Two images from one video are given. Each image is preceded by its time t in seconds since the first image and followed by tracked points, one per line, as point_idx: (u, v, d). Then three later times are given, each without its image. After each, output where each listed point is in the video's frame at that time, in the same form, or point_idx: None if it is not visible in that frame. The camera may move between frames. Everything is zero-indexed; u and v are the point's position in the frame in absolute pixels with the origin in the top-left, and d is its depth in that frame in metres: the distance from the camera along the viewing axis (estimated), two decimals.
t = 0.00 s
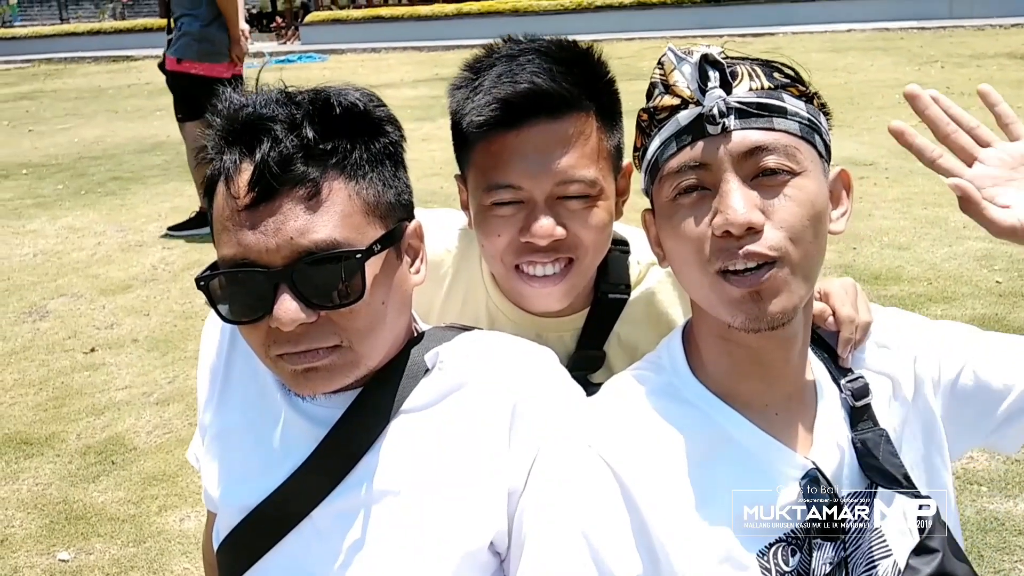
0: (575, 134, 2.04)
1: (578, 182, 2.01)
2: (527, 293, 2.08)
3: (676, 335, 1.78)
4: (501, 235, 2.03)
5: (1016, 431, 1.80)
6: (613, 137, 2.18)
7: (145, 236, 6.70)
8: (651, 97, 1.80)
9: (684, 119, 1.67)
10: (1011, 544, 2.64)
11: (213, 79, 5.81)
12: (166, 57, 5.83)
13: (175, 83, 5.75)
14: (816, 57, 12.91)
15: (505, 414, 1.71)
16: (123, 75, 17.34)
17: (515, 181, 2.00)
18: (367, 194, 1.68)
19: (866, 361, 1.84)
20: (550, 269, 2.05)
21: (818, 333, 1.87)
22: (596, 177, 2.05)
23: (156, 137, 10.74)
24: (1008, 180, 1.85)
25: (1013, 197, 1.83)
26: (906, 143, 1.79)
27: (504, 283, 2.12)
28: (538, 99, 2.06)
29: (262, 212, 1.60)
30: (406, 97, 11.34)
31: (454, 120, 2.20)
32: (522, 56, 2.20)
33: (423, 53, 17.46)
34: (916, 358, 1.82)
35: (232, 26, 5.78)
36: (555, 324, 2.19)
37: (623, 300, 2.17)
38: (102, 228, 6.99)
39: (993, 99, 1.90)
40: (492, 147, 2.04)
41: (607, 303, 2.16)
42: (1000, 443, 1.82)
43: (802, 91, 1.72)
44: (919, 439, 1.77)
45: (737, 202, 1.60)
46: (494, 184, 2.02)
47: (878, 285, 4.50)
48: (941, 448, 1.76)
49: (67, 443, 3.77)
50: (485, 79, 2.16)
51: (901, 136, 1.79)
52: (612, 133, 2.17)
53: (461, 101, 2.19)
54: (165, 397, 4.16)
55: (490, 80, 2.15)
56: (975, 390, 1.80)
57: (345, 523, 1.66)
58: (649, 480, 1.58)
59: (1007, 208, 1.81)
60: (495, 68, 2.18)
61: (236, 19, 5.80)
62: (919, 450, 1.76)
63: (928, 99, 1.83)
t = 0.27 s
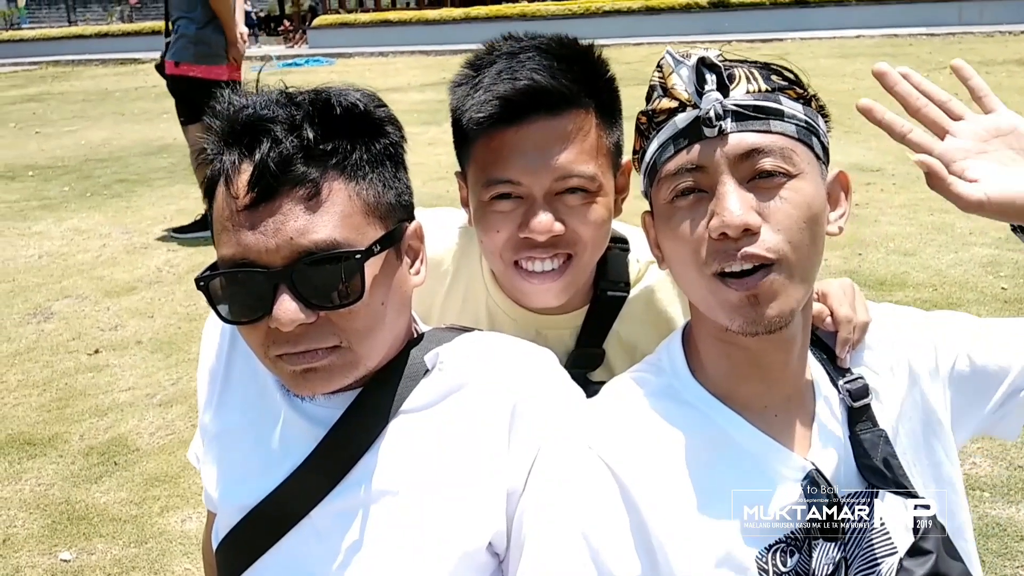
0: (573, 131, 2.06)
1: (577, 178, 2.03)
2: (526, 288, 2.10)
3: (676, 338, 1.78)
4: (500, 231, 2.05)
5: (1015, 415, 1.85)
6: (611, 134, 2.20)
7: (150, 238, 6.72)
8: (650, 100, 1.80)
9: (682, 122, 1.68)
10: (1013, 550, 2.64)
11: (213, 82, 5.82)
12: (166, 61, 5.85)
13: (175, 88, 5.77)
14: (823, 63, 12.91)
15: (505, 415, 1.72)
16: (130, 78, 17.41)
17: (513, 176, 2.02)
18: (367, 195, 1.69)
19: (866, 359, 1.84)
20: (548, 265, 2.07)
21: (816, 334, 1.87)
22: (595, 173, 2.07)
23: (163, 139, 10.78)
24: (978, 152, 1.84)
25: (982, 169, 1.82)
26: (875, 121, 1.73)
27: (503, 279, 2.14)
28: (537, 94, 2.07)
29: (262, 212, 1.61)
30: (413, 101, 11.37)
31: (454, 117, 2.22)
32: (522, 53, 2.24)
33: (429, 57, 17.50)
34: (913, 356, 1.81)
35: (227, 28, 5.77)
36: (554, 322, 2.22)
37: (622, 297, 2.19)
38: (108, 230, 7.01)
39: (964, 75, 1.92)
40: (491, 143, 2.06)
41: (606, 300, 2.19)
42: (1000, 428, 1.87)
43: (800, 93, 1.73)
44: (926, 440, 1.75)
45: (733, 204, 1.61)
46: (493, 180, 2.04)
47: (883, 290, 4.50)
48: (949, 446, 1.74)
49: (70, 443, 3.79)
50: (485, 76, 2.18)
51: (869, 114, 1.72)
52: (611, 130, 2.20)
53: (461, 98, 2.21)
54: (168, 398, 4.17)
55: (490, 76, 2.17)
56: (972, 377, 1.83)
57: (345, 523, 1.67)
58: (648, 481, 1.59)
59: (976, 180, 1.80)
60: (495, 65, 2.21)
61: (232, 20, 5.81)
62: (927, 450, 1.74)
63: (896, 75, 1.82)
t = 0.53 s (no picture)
0: (572, 123, 2.10)
1: (575, 170, 2.07)
2: (524, 280, 2.13)
3: (675, 339, 1.79)
4: (498, 222, 2.09)
5: (1011, 405, 1.86)
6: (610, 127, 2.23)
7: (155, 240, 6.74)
8: (647, 103, 1.81)
9: (679, 125, 1.69)
10: (1014, 554, 2.63)
11: (213, 83, 5.83)
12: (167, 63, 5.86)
13: (176, 91, 5.79)
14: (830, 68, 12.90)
15: (505, 415, 1.72)
16: (138, 81, 17.47)
17: (513, 168, 2.05)
18: (366, 195, 1.70)
19: (864, 359, 1.84)
20: (546, 256, 2.11)
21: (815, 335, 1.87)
22: (593, 165, 2.10)
23: (170, 142, 10.82)
24: (969, 130, 1.82)
25: (969, 146, 1.80)
26: (875, 85, 1.78)
27: (501, 271, 2.17)
28: (536, 87, 2.10)
29: (261, 213, 1.62)
30: (419, 105, 11.39)
31: (454, 109, 2.26)
32: (522, 46, 2.27)
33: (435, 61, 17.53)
34: (909, 355, 1.81)
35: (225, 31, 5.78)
36: (551, 317, 2.25)
37: (619, 292, 2.22)
38: (113, 232, 7.04)
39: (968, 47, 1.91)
40: (491, 134, 2.10)
41: (604, 294, 2.22)
42: (997, 421, 1.88)
43: (797, 94, 1.74)
44: (924, 438, 1.75)
45: (730, 206, 1.63)
46: (492, 171, 2.08)
47: (887, 295, 4.50)
48: (948, 442, 1.74)
49: (73, 444, 3.80)
50: (485, 68, 2.22)
51: (871, 79, 1.77)
52: (609, 123, 2.23)
53: (461, 90, 2.25)
54: (172, 400, 4.19)
55: (490, 68, 2.21)
56: (967, 372, 1.84)
57: (344, 523, 1.67)
58: (647, 481, 1.59)
59: (959, 158, 1.78)
60: (496, 58, 2.24)
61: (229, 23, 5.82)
62: (926, 449, 1.74)
63: (901, 44, 1.85)
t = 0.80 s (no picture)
0: (569, 111, 2.15)
1: (572, 157, 2.12)
2: (522, 267, 2.18)
3: (676, 340, 1.78)
4: (497, 209, 2.14)
5: (1010, 401, 1.83)
6: (607, 118, 2.27)
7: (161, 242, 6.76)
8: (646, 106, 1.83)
9: (677, 128, 1.70)
10: (1017, 558, 2.61)
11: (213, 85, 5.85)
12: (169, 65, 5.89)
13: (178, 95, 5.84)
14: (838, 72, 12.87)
15: (505, 415, 1.71)
16: (146, 84, 17.53)
17: (511, 155, 2.11)
18: (366, 196, 1.70)
19: (862, 360, 1.85)
20: (543, 243, 2.16)
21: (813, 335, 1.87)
22: (590, 152, 2.16)
23: (177, 144, 10.85)
24: (961, 134, 1.82)
25: (968, 150, 1.80)
26: (853, 111, 1.73)
27: (499, 259, 2.22)
28: (535, 75, 2.16)
29: (260, 214, 1.62)
30: (426, 108, 11.40)
31: (454, 97, 2.32)
32: (521, 36, 2.33)
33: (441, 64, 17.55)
34: (906, 355, 1.81)
35: (223, 33, 5.78)
36: (548, 309, 2.30)
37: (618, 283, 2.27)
38: (120, 233, 7.06)
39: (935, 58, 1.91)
40: (490, 122, 2.16)
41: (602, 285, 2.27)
42: (998, 418, 1.85)
43: (794, 95, 1.75)
44: (920, 435, 1.74)
45: (728, 208, 1.63)
46: (491, 158, 2.13)
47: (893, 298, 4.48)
48: (946, 439, 1.74)
49: (76, 445, 3.81)
50: (485, 56, 2.28)
51: (847, 105, 1.73)
52: (607, 112, 2.29)
53: (461, 78, 2.30)
54: (176, 401, 4.19)
55: (490, 56, 2.26)
56: (964, 369, 1.82)
57: (342, 523, 1.67)
58: (647, 482, 1.58)
59: (962, 163, 1.77)
60: (495, 47, 2.30)
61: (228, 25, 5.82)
62: (923, 446, 1.74)
63: (868, 67, 1.84)
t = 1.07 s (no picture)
0: (568, 98, 2.21)
1: (570, 142, 2.17)
2: (520, 251, 2.22)
3: (674, 342, 1.79)
4: (496, 192, 2.19)
5: (1008, 398, 1.83)
6: (603, 106, 2.34)
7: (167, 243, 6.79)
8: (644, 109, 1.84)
9: (673, 131, 1.71)
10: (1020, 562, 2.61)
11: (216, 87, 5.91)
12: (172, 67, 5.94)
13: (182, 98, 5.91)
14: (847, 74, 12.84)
15: (504, 416, 1.72)
16: (154, 85, 17.60)
17: (511, 139, 2.16)
18: (366, 196, 1.72)
19: (860, 360, 1.85)
20: (542, 227, 2.20)
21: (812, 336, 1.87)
22: (588, 138, 2.21)
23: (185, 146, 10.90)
24: (963, 130, 1.82)
25: (969, 145, 1.79)
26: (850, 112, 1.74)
27: (497, 244, 2.26)
28: (535, 60, 2.22)
29: (259, 216, 1.63)
30: (434, 110, 11.43)
31: (455, 83, 2.38)
32: (522, 25, 2.39)
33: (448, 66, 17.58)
34: (904, 354, 1.81)
35: (223, 34, 5.77)
36: (546, 300, 2.34)
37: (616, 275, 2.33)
38: (126, 234, 7.09)
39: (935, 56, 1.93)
40: (490, 107, 2.22)
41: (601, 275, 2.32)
42: (996, 416, 1.85)
43: (790, 96, 1.77)
44: (919, 434, 1.75)
45: (725, 210, 1.65)
46: (490, 142, 2.19)
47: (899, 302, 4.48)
48: (944, 438, 1.74)
49: (81, 445, 3.83)
50: (486, 43, 2.34)
51: (844, 107, 1.73)
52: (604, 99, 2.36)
53: (462, 65, 2.37)
54: (181, 401, 4.21)
55: (491, 43, 2.33)
56: (961, 367, 1.82)
57: (340, 522, 1.68)
58: (646, 482, 1.59)
59: (964, 160, 1.77)
60: (496, 35, 2.37)
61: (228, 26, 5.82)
62: (922, 445, 1.74)
63: (867, 66, 1.85)
